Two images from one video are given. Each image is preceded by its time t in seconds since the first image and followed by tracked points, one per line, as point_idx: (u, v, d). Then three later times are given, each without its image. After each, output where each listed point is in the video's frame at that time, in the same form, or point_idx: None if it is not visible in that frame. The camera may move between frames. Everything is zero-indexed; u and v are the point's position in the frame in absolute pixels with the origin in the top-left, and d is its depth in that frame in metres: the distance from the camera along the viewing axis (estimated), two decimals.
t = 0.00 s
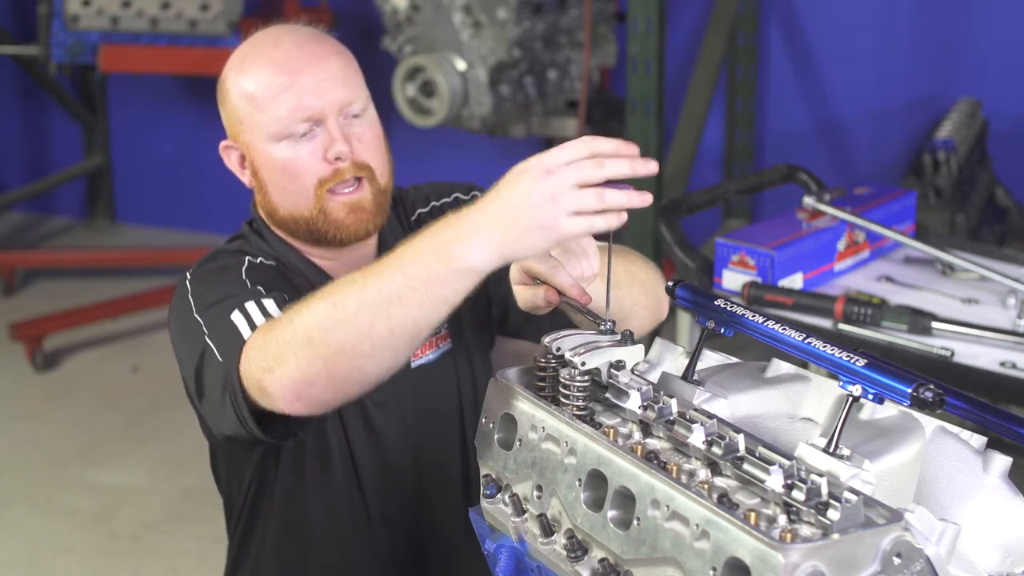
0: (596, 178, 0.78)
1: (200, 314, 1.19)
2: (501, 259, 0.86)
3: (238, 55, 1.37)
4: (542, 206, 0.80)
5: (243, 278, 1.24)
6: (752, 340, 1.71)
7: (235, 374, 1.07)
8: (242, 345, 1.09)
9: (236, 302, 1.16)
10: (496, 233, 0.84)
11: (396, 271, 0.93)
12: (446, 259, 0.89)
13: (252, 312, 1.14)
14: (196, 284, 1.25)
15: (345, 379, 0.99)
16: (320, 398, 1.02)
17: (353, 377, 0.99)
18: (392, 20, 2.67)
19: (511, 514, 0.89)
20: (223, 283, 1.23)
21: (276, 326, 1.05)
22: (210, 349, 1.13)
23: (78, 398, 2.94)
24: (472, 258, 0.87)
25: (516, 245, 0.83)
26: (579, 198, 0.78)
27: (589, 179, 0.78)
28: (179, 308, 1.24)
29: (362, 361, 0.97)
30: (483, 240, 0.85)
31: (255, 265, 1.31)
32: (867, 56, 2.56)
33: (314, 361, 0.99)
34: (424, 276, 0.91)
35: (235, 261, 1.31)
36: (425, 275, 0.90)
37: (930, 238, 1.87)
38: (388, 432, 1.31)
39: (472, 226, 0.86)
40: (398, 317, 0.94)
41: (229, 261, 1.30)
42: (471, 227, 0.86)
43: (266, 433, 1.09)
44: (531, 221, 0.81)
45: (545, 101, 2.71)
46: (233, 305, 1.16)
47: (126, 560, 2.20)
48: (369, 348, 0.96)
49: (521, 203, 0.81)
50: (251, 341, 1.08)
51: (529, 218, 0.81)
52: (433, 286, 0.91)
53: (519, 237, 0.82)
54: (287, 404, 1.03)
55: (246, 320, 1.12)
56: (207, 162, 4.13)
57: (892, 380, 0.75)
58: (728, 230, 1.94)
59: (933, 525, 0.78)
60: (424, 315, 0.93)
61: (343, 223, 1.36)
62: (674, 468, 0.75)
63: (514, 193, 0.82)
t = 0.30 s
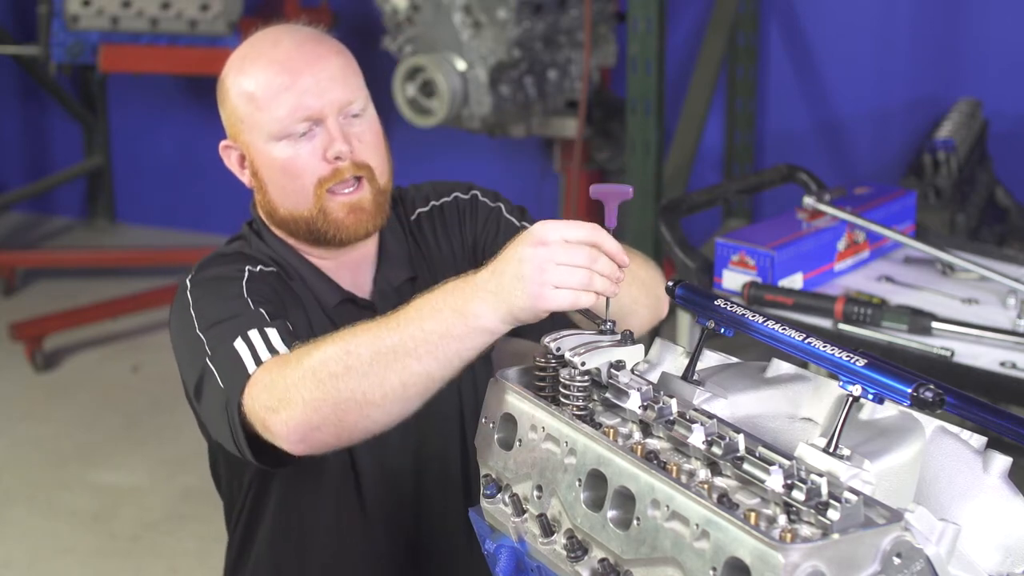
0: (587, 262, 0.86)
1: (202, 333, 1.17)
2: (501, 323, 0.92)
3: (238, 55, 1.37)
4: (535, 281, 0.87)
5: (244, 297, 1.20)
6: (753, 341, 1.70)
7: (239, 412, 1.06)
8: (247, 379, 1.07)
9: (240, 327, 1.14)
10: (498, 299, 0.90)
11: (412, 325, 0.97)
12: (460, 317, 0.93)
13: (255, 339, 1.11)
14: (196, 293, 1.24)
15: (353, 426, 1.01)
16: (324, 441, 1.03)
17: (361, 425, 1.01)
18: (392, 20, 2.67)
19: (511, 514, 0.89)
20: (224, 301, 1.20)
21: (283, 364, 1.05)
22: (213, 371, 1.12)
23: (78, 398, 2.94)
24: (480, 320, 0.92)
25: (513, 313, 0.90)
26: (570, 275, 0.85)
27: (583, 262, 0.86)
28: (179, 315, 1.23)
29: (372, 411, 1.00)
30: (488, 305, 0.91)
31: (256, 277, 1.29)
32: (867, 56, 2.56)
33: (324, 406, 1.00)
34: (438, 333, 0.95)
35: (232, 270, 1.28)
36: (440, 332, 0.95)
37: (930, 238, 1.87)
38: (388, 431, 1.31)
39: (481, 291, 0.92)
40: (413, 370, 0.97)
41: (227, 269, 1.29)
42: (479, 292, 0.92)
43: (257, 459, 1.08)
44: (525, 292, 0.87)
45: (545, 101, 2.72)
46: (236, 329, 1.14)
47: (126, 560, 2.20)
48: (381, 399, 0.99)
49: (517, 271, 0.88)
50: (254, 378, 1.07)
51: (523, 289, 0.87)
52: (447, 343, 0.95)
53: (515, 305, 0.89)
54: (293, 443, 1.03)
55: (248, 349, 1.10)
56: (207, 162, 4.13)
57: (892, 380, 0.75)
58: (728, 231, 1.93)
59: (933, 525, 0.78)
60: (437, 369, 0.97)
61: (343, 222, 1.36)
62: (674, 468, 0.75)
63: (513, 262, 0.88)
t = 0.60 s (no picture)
0: (591, 262, 0.85)
1: (201, 334, 1.17)
2: (497, 322, 0.92)
3: (237, 56, 1.37)
4: (539, 282, 0.87)
5: (242, 297, 1.21)
6: (753, 341, 1.70)
7: (234, 411, 1.07)
8: (246, 379, 1.07)
9: (237, 328, 1.14)
10: (496, 299, 0.90)
11: (405, 322, 0.97)
12: (454, 315, 0.94)
13: (252, 339, 1.11)
14: (194, 295, 1.24)
15: (347, 424, 1.01)
16: (318, 440, 1.03)
17: (354, 422, 1.01)
18: (392, 20, 2.67)
19: (511, 514, 0.89)
20: (222, 301, 1.20)
21: (277, 364, 1.05)
22: (210, 370, 1.12)
23: (78, 398, 2.94)
24: (475, 318, 0.92)
25: (512, 313, 0.90)
26: (575, 276, 0.85)
27: (587, 263, 0.85)
28: (178, 318, 1.23)
29: (367, 409, 1.00)
30: (484, 303, 0.91)
31: (254, 278, 1.29)
32: (866, 56, 2.56)
33: (318, 405, 1.00)
34: (431, 331, 0.95)
35: (230, 271, 1.28)
36: (433, 330, 0.95)
37: (930, 238, 1.87)
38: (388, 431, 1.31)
39: (476, 289, 0.92)
40: (406, 368, 0.97)
41: (225, 270, 1.29)
42: (475, 291, 0.92)
43: (255, 460, 1.08)
44: (527, 292, 0.87)
45: (545, 101, 2.72)
46: (234, 329, 1.14)
47: (126, 560, 2.20)
48: (375, 397, 0.99)
49: (520, 271, 0.88)
50: (251, 378, 1.07)
51: (525, 289, 0.87)
52: (441, 341, 0.95)
53: (516, 306, 0.89)
54: (288, 442, 1.03)
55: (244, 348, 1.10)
56: (207, 161, 4.13)
57: (892, 380, 0.75)
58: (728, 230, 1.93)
59: (932, 525, 0.78)
60: (431, 366, 0.97)
61: (343, 218, 1.36)
62: (674, 468, 0.75)
63: (516, 261, 0.88)
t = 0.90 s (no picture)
0: (599, 226, 0.83)
1: (205, 330, 1.17)
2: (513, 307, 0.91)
3: (239, 55, 1.37)
4: (557, 264, 0.85)
5: (247, 294, 1.21)
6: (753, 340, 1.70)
7: (245, 406, 1.07)
8: (255, 371, 1.07)
9: (245, 322, 1.14)
10: (510, 287, 0.89)
11: (415, 314, 0.96)
12: (466, 305, 0.93)
13: (262, 332, 1.11)
14: (198, 292, 1.24)
15: (364, 416, 1.01)
16: (336, 432, 1.04)
17: (372, 413, 1.01)
18: (392, 20, 2.67)
19: (511, 514, 0.89)
20: (226, 299, 1.20)
21: (287, 357, 1.05)
22: (217, 364, 1.12)
23: (78, 398, 2.94)
24: (491, 307, 0.92)
25: (530, 295, 0.89)
26: (588, 247, 0.84)
27: (594, 229, 0.83)
28: (182, 317, 1.23)
29: (383, 401, 1.00)
30: (497, 293, 0.90)
31: (258, 274, 1.29)
32: (867, 56, 2.56)
33: (333, 399, 1.00)
34: (445, 322, 0.94)
35: (234, 269, 1.28)
36: (446, 322, 0.95)
37: (930, 238, 1.87)
38: (389, 431, 1.31)
39: (486, 281, 0.90)
40: (421, 360, 0.97)
41: (229, 268, 1.28)
42: (486, 282, 0.90)
43: (267, 452, 1.09)
44: (548, 276, 0.86)
45: (545, 101, 2.72)
46: (242, 323, 1.14)
47: (126, 560, 2.20)
48: (390, 389, 0.99)
49: (534, 262, 0.85)
50: (261, 370, 1.07)
51: (544, 275, 0.86)
52: (454, 331, 0.95)
53: (536, 289, 0.87)
54: (304, 435, 1.04)
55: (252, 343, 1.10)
56: (207, 161, 4.13)
57: (892, 380, 0.75)
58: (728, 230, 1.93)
59: (933, 525, 0.78)
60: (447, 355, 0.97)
61: (343, 220, 1.36)
62: (674, 468, 0.75)
63: (526, 251, 0.86)
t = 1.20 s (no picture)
0: (606, 227, 0.84)
1: (208, 335, 1.17)
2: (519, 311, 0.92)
3: (238, 56, 1.37)
4: (566, 266, 0.85)
5: (250, 297, 1.21)
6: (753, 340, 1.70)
7: (250, 411, 1.06)
8: (258, 381, 1.07)
9: (248, 327, 1.14)
10: (516, 290, 0.89)
11: (419, 319, 0.97)
12: (471, 310, 0.93)
13: (265, 338, 1.11)
14: (200, 295, 1.24)
15: (369, 422, 1.01)
16: (341, 438, 1.03)
17: (377, 418, 1.01)
18: (392, 20, 2.67)
19: (511, 514, 0.89)
20: (229, 301, 1.20)
21: (291, 364, 1.05)
22: (221, 369, 1.12)
23: (78, 398, 2.94)
24: (496, 311, 0.92)
25: (537, 299, 0.89)
26: (598, 248, 0.84)
27: (602, 229, 0.84)
28: (184, 318, 1.23)
29: (388, 406, 1.00)
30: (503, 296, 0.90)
31: (260, 276, 1.29)
32: (867, 56, 2.56)
33: (338, 405, 1.00)
34: (450, 327, 0.95)
35: (236, 271, 1.28)
36: (450, 326, 0.95)
37: (930, 238, 1.87)
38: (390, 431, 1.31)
39: (492, 285, 0.91)
40: (424, 364, 0.97)
41: (231, 270, 1.28)
42: (491, 286, 0.91)
43: (269, 458, 1.09)
44: (556, 278, 0.86)
45: (545, 101, 2.72)
46: (247, 328, 1.14)
47: (126, 560, 2.20)
48: (394, 393, 0.99)
49: (539, 259, 0.85)
50: (263, 378, 1.07)
51: (551, 277, 0.86)
52: (458, 334, 0.95)
53: (543, 292, 0.87)
54: (309, 441, 1.03)
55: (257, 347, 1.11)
56: (207, 161, 4.13)
57: (892, 380, 0.75)
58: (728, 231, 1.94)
59: (932, 525, 0.78)
60: (451, 359, 0.97)
61: (344, 220, 1.36)
62: (674, 468, 0.75)
63: (534, 254, 0.85)
